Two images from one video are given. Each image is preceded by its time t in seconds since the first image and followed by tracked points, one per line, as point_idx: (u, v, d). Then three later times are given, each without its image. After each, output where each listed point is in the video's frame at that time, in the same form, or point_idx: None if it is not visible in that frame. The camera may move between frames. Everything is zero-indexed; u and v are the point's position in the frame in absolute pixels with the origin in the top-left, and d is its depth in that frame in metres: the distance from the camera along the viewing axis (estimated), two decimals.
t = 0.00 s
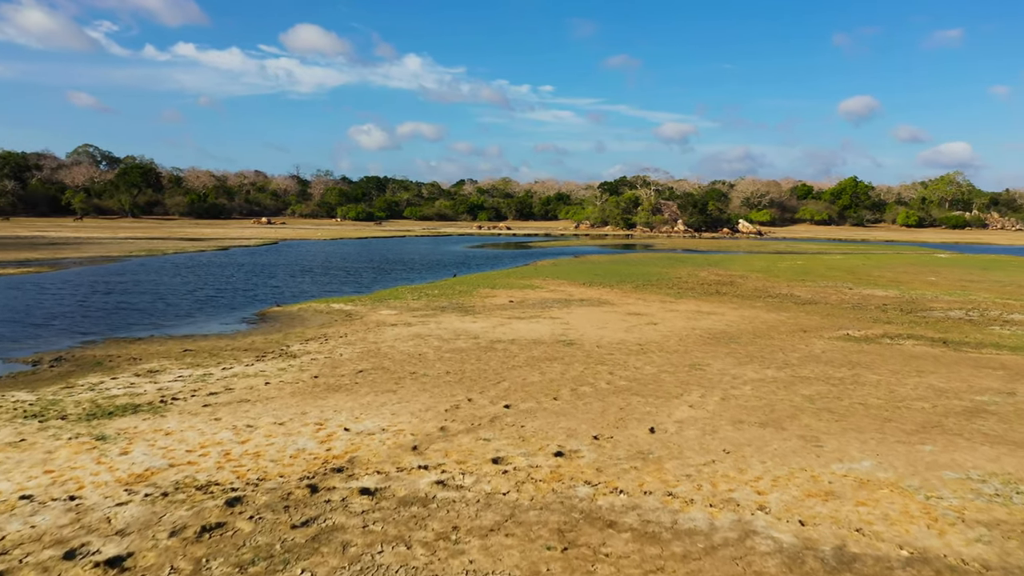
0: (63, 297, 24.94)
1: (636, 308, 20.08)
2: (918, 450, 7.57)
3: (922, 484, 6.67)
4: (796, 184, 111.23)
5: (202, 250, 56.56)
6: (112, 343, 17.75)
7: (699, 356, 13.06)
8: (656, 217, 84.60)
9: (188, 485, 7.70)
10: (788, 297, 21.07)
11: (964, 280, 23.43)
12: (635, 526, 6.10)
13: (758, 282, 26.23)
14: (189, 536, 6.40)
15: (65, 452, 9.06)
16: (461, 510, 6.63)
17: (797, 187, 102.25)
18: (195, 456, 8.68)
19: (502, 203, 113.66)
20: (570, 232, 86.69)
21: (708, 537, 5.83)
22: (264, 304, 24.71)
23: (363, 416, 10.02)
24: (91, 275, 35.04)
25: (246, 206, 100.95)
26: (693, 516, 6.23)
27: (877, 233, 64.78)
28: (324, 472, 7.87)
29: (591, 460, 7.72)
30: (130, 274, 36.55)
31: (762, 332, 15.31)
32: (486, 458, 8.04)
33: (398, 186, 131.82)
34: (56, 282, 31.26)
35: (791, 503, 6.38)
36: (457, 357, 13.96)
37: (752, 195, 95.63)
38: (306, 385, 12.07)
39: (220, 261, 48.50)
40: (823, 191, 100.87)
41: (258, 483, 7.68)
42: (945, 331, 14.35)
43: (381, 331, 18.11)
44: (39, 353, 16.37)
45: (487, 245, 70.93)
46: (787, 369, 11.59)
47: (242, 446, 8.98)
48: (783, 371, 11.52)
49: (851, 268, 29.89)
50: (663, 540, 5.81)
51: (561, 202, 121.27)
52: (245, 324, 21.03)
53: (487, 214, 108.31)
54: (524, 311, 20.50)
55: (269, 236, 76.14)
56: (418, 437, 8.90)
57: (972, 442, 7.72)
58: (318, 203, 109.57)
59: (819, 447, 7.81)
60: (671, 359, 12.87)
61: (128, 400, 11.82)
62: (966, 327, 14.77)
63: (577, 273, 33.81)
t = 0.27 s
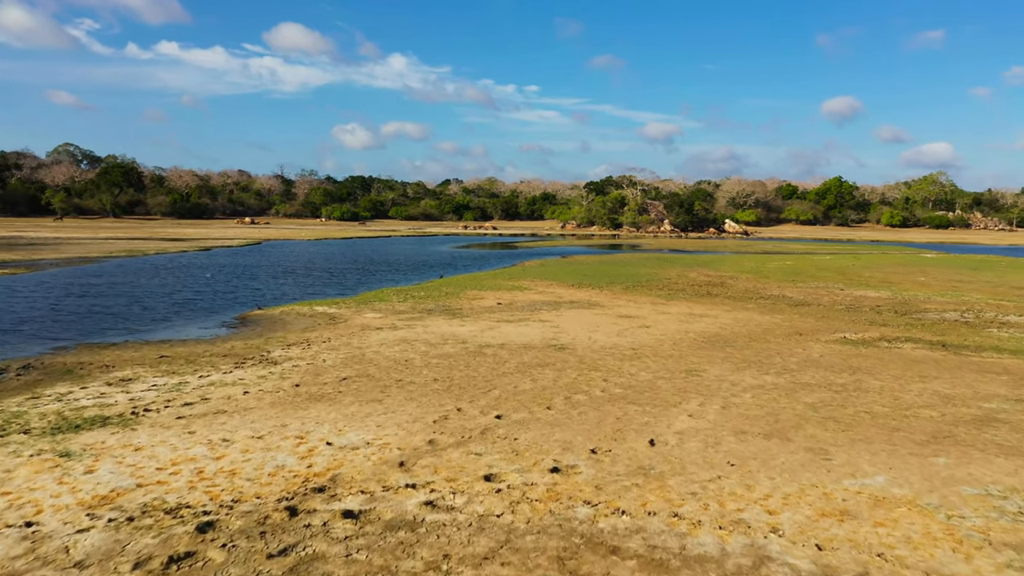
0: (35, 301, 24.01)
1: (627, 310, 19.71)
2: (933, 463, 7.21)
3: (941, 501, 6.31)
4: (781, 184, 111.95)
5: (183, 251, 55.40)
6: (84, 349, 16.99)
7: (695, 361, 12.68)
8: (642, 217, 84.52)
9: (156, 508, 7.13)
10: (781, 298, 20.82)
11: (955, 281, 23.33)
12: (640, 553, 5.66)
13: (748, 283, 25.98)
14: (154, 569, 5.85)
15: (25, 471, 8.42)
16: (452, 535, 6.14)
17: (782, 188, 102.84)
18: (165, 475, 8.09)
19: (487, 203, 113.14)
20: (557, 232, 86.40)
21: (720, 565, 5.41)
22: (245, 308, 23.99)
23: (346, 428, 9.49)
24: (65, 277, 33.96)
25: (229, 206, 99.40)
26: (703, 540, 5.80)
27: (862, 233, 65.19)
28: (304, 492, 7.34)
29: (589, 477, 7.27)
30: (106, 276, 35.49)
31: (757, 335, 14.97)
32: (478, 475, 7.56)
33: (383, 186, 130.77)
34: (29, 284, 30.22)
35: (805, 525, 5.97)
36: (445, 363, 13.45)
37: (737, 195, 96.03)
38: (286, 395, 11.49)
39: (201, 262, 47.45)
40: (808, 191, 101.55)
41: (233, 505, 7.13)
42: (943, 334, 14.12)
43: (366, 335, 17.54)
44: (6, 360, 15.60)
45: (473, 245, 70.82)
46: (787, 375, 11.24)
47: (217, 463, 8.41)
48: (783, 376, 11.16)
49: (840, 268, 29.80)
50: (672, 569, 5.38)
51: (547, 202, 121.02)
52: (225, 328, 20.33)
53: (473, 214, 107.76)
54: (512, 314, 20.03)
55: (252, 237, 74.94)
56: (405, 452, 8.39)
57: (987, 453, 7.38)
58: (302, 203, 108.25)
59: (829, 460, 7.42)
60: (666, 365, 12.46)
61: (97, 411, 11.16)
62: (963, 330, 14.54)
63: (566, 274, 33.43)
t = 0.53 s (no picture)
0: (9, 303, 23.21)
1: (619, 312, 19.38)
2: (947, 475, 6.91)
3: (959, 518, 6.00)
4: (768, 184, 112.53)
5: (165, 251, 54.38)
6: (58, 354, 16.34)
7: (692, 366, 12.34)
8: (631, 217, 84.41)
9: (126, 532, 6.63)
10: (774, 299, 20.61)
11: (947, 282, 23.26)
12: None
13: (740, 284, 25.77)
14: None
15: None
16: (444, 560, 5.72)
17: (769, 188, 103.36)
18: (137, 493, 7.58)
19: (475, 203, 112.65)
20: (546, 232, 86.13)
21: None
22: (228, 310, 23.35)
23: (331, 440, 9.02)
24: (43, 279, 33.02)
25: (214, 206, 98.04)
26: (712, 564, 5.43)
27: (850, 233, 65.54)
28: (286, 512, 6.87)
29: (589, 494, 6.88)
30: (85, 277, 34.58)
31: (753, 338, 14.68)
32: (471, 491, 7.13)
33: (371, 185, 129.79)
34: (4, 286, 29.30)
35: (820, 546, 5.63)
36: (434, 369, 13.01)
37: (725, 195, 96.36)
38: (269, 404, 10.99)
39: (184, 262, 46.53)
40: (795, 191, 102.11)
41: (209, 527, 6.64)
42: (941, 337, 13.92)
43: (353, 339, 17.04)
44: None
45: (461, 245, 70.49)
46: (787, 380, 10.94)
47: (193, 479, 7.90)
48: (783, 382, 10.84)
49: (831, 269, 29.72)
50: None
51: (534, 202, 120.78)
52: (207, 332, 19.73)
53: (461, 214, 107.25)
54: (503, 316, 19.62)
55: (237, 237, 73.89)
56: (393, 466, 7.95)
57: (1001, 465, 7.10)
58: (288, 202, 107.10)
59: (838, 472, 7.09)
60: (662, 370, 12.12)
61: (67, 422, 10.59)
62: (962, 332, 14.37)
63: (555, 275, 33.09)
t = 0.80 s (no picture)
0: None
1: (610, 315, 18.98)
2: (967, 492, 6.54)
3: (986, 541, 5.62)
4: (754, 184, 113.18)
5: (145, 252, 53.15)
6: (25, 362, 15.54)
7: (689, 372, 11.93)
8: (617, 217, 84.27)
9: (84, 564, 6.03)
10: (767, 301, 20.33)
11: (938, 284, 23.15)
12: None
13: (731, 285, 25.49)
14: None
15: None
16: None
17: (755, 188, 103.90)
18: (99, 518, 6.96)
19: (461, 203, 112.04)
20: (533, 232, 85.72)
21: None
22: (207, 314, 22.58)
23: (312, 456, 8.47)
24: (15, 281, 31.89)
25: (197, 206, 96.48)
26: None
27: (836, 233, 65.86)
28: (261, 540, 6.30)
29: (590, 516, 6.40)
30: (60, 279, 33.49)
31: (749, 342, 14.33)
32: (462, 514, 6.62)
33: (356, 185, 128.61)
34: None
35: None
36: (421, 376, 12.48)
37: (711, 195, 96.70)
38: (247, 416, 10.38)
39: (163, 263, 45.41)
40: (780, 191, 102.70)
41: (177, 558, 6.06)
42: (940, 340, 13.68)
43: (337, 344, 16.44)
44: None
45: (447, 245, 70.63)
46: (788, 387, 10.57)
47: (161, 502, 7.30)
48: (785, 389, 10.47)
49: (820, 269, 29.60)
50: None
51: (520, 202, 120.35)
52: (185, 337, 18.99)
53: (446, 214, 106.61)
54: (492, 319, 19.13)
55: (220, 237, 72.59)
56: (378, 485, 7.41)
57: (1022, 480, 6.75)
58: (271, 202, 105.65)
59: (853, 490, 6.70)
60: (659, 377, 11.69)
61: (29, 437, 9.87)
62: (960, 335, 14.15)
63: (544, 276, 32.71)
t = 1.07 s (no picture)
0: None
1: (603, 317, 18.55)
2: (993, 512, 6.15)
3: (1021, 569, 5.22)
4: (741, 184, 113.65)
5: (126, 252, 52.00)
6: None
7: (688, 378, 11.51)
8: (606, 217, 84.04)
9: None
10: (761, 303, 20.02)
11: (931, 285, 23.04)
12: None
13: (724, 286, 25.16)
14: None
15: None
16: None
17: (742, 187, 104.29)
18: (56, 549, 6.35)
19: (448, 203, 111.35)
20: (521, 232, 85.21)
21: None
22: (187, 318, 21.84)
23: (292, 474, 7.90)
24: None
25: (182, 205, 95.06)
26: None
27: (823, 234, 66.10)
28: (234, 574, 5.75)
29: (593, 543, 5.92)
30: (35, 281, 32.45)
31: (747, 346, 13.95)
32: (455, 541, 6.11)
33: (342, 185, 127.45)
34: None
35: None
36: (409, 384, 11.94)
37: (698, 194, 96.89)
38: (224, 429, 9.78)
39: (144, 264, 44.38)
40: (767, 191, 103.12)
41: None
42: (942, 344, 13.39)
43: (321, 350, 15.81)
44: None
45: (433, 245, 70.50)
46: (792, 395, 10.16)
47: (126, 529, 6.70)
48: (789, 397, 10.08)
49: (812, 270, 29.40)
50: None
51: (508, 202, 119.85)
52: (162, 342, 18.25)
53: (433, 214, 105.89)
54: (481, 323, 18.59)
55: (203, 237, 71.36)
56: (364, 508, 6.88)
57: None
58: (256, 202, 104.17)
59: (872, 510, 6.28)
60: (657, 384, 11.23)
61: None
62: (961, 338, 13.89)
63: (533, 277, 32.31)
